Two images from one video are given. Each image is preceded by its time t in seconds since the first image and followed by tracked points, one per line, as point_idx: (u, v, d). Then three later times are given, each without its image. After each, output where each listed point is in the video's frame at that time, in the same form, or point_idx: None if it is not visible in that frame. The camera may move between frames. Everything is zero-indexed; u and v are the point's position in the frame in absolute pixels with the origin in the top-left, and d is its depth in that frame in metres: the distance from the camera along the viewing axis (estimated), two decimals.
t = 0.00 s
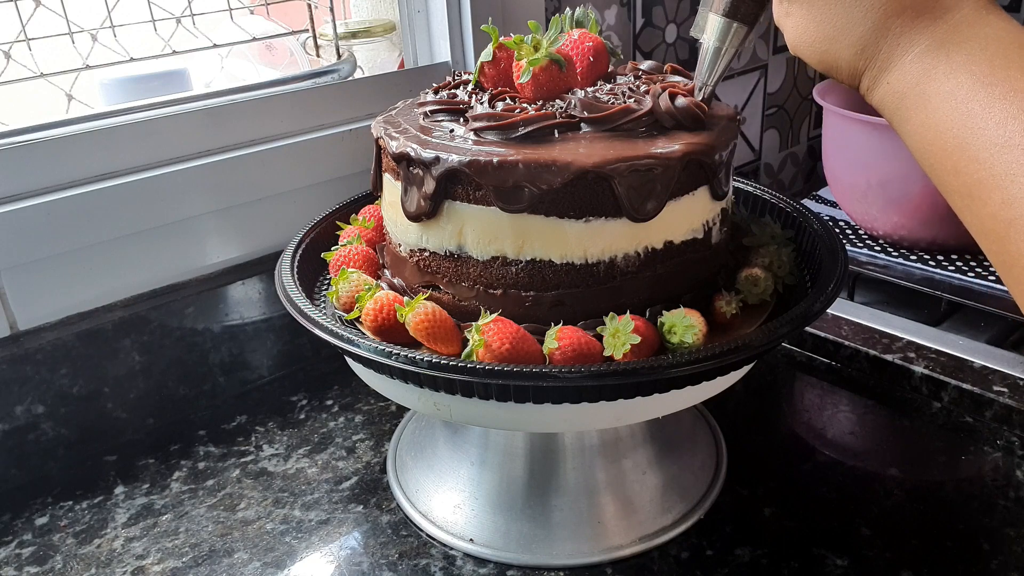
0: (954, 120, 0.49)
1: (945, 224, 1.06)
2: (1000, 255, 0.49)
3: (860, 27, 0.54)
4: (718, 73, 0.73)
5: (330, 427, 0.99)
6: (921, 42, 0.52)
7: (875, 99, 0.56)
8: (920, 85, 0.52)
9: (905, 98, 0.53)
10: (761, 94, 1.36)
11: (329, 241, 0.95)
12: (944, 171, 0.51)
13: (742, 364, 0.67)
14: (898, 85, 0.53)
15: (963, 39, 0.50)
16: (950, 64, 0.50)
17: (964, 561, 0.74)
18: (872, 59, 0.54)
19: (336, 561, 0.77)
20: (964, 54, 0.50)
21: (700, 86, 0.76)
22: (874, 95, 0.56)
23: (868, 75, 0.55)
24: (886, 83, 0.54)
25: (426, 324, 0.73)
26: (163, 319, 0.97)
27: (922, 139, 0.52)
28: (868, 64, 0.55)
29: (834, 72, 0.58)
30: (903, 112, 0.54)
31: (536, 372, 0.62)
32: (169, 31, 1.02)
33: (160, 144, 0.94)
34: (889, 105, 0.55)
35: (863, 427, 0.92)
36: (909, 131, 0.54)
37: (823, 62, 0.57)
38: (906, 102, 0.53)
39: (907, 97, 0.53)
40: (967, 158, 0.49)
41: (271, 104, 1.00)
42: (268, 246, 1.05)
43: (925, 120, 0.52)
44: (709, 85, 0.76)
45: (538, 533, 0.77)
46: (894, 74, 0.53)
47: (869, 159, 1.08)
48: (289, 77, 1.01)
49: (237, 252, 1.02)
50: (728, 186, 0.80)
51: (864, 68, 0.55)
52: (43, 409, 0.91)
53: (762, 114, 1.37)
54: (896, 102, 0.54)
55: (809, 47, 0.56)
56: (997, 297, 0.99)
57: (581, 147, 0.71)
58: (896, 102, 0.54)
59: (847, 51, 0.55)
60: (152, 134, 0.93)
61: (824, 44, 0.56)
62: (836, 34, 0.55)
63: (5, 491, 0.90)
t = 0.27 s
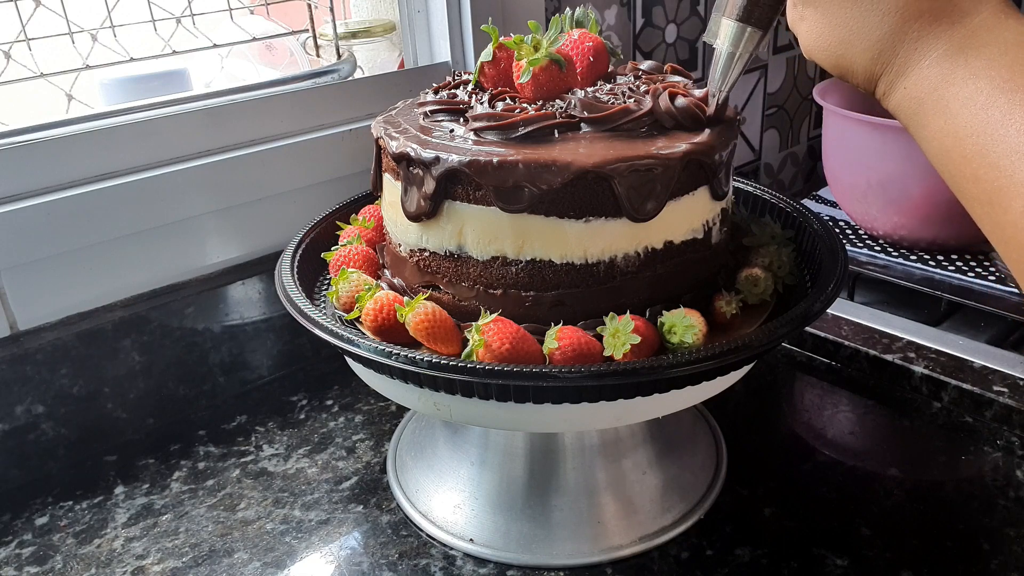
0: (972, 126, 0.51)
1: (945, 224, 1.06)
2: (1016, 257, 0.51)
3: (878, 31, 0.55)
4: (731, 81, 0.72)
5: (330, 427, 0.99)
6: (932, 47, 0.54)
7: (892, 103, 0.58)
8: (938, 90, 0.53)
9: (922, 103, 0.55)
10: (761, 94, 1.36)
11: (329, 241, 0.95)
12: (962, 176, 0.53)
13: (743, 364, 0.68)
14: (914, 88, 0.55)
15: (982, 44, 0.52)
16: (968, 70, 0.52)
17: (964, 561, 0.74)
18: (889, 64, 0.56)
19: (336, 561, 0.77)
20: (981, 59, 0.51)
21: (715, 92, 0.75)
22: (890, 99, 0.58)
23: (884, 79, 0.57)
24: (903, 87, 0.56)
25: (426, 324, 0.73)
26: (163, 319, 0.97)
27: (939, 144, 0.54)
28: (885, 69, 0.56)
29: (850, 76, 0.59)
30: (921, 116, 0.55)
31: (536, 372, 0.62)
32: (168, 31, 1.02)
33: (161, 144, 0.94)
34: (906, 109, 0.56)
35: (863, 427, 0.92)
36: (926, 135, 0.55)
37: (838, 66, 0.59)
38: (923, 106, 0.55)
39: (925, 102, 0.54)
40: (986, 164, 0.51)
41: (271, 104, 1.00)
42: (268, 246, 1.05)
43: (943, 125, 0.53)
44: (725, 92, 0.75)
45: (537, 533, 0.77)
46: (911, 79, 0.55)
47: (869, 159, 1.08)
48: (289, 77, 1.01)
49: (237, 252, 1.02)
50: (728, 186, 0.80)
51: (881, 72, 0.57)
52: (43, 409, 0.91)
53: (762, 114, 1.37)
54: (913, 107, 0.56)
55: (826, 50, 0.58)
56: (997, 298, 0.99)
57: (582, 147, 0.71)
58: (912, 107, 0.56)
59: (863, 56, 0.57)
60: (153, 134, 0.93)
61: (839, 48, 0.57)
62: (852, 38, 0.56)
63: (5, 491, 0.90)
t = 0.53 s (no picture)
0: (986, 131, 0.50)
1: (945, 224, 1.06)
2: None
3: (886, 33, 0.54)
4: (734, 84, 0.72)
5: (330, 427, 0.99)
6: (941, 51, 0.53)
7: (900, 106, 0.56)
8: (950, 93, 0.52)
9: (933, 106, 0.54)
10: (761, 94, 1.36)
11: (329, 241, 0.95)
12: (975, 182, 0.51)
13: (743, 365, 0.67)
14: (924, 91, 0.54)
15: (995, 45, 0.50)
16: (982, 73, 0.50)
17: (964, 561, 0.74)
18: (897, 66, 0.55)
19: (336, 561, 0.77)
20: (994, 61, 0.50)
21: (717, 95, 0.75)
22: (898, 101, 0.56)
23: (893, 81, 0.56)
24: (912, 89, 0.55)
25: (426, 324, 0.73)
26: (163, 319, 0.97)
27: (950, 148, 0.53)
28: (894, 71, 0.55)
29: (857, 77, 0.58)
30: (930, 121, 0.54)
31: (536, 372, 0.62)
32: (168, 32, 1.02)
33: (161, 144, 0.94)
34: (915, 112, 0.55)
35: (863, 427, 0.92)
36: (936, 139, 0.54)
37: (845, 67, 0.58)
38: (933, 110, 0.54)
39: (936, 105, 0.53)
40: (999, 170, 0.50)
41: (271, 104, 1.00)
42: (268, 246, 1.05)
43: (955, 129, 0.52)
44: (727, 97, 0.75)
45: (537, 533, 0.77)
46: (921, 81, 0.54)
47: (869, 159, 1.08)
48: (289, 77, 1.01)
49: (237, 252, 1.02)
50: (728, 186, 0.80)
51: (889, 74, 0.56)
52: (43, 409, 0.91)
53: (762, 114, 1.37)
54: (923, 110, 0.55)
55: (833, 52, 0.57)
56: (997, 298, 0.99)
57: (582, 147, 0.71)
58: (922, 109, 0.55)
59: (871, 57, 0.55)
60: (152, 134, 0.93)
61: (846, 49, 0.56)
62: (859, 39, 0.55)
63: (5, 491, 0.90)
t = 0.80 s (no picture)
0: (984, 133, 0.49)
1: (945, 224, 1.06)
2: None
3: (882, 33, 0.52)
4: (722, 87, 0.67)
5: (330, 427, 0.99)
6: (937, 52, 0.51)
7: (894, 108, 0.55)
8: (947, 95, 0.51)
9: (929, 108, 0.52)
10: (761, 94, 1.36)
11: (329, 241, 0.95)
12: (973, 185, 0.50)
13: (743, 365, 0.68)
14: (919, 93, 0.53)
15: (991, 46, 0.49)
16: (979, 74, 0.49)
17: (964, 561, 0.74)
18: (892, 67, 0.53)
19: (336, 560, 0.77)
20: (992, 63, 0.49)
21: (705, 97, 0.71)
22: (892, 103, 0.55)
23: (887, 82, 0.54)
24: (908, 91, 0.53)
25: (426, 324, 0.73)
26: (163, 319, 0.97)
27: (946, 151, 0.52)
28: (889, 72, 0.54)
29: (850, 79, 0.57)
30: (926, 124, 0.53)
31: (536, 372, 0.62)
32: (168, 31, 1.02)
33: (161, 144, 0.94)
34: (910, 113, 0.54)
35: (863, 427, 0.92)
36: (932, 141, 0.53)
37: (838, 67, 0.56)
38: (929, 112, 0.53)
39: (932, 107, 0.52)
40: (998, 173, 0.49)
41: (271, 104, 1.00)
42: (268, 246, 1.05)
43: (952, 132, 0.51)
44: (715, 98, 0.71)
45: (537, 533, 0.77)
46: (917, 82, 0.53)
47: (869, 160, 1.08)
48: (289, 77, 1.01)
49: (237, 252, 1.02)
50: (728, 186, 0.80)
51: (883, 75, 0.54)
52: (43, 409, 0.91)
53: (762, 114, 1.37)
54: (919, 112, 0.53)
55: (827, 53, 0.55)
56: (997, 297, 0.99)
57: (582, 147, 0.71)
58: (918, 111, 0.53)
59: (866, 58, 0.54)
60: (152, 134, 0.93)
61: (840, 50, 0.54)
62: (853, 40, 0.53)
63: (5, 491, 0.90)
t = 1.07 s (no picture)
0: (962, 137, 0.46)
1: (945, 224, 1.06)
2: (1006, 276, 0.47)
3: (861, 33, 0.50)
4: (699, 85, 0.66)
5: (330, 426, 0.99)
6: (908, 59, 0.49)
7: (872, 112, 0.52)
8: (924, 99, 0.48)
9: (907, 112, 0.50)
10: (761, 94, 1.36)
11: (329, 241, 0.95)
12: (952, 189, 0.48)
13: (743, 365, 0.68)
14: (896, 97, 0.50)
15: (969, 47, 0.47)
16: (957, 76, 0.47)
17: (964, 561, 0.74)
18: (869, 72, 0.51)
19: (336, 560, 0.77)
20: (970, 65, 0.46)
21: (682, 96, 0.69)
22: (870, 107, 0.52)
23: (864, 85, 0.52)
24: (886, 94, 0.51)
25: (426, 324, 0.73)
26: (163, 319, 0.97)
27: (924, 156, 0.49)
28: (866, 74, 0.51)
29: (828, 81, 0.54)
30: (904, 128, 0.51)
31: (536, 372, 0.62)
32: (169, 31, 1.02)
33: (161, 144, 0.94)
34: (888, 117, 0.51)
35: (863, 427, 0.92)
36: (910, 146, 0.50)
37: (816, 69, 0.54)
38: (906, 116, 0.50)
39: (909, 111, 0.49)
40: (977, 176, 0.46)
41: (271, 104, 1.00)
42: (268, 246, 1.05)
43: (930, 135, 0.48)
44: (692, 100, 0.70)
45: (537, 533, 0.77)
46: (894, 85, 0.50)
47: (869, 160, 1.08)
48: (289, 77, 1.01)
49: (237, 252, 1.02)
50: (728, 186, 0.80)
51: (861, 77, 0.52)
52: (43, 409, 0.91)
53: (762, 115, 1.37)
54: (897, 115, 0.51)
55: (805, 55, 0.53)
56: (997, 297, 0.99)
57: (582, 147, 0.71)
58: (895, 115, 0.51)
59: (844, 60, 0.51)
60: (152, 134, 0.93)
61: (818, 52, 0.52)
62: (830, 41, 0.51)
63: (5, 491, 0.90)
